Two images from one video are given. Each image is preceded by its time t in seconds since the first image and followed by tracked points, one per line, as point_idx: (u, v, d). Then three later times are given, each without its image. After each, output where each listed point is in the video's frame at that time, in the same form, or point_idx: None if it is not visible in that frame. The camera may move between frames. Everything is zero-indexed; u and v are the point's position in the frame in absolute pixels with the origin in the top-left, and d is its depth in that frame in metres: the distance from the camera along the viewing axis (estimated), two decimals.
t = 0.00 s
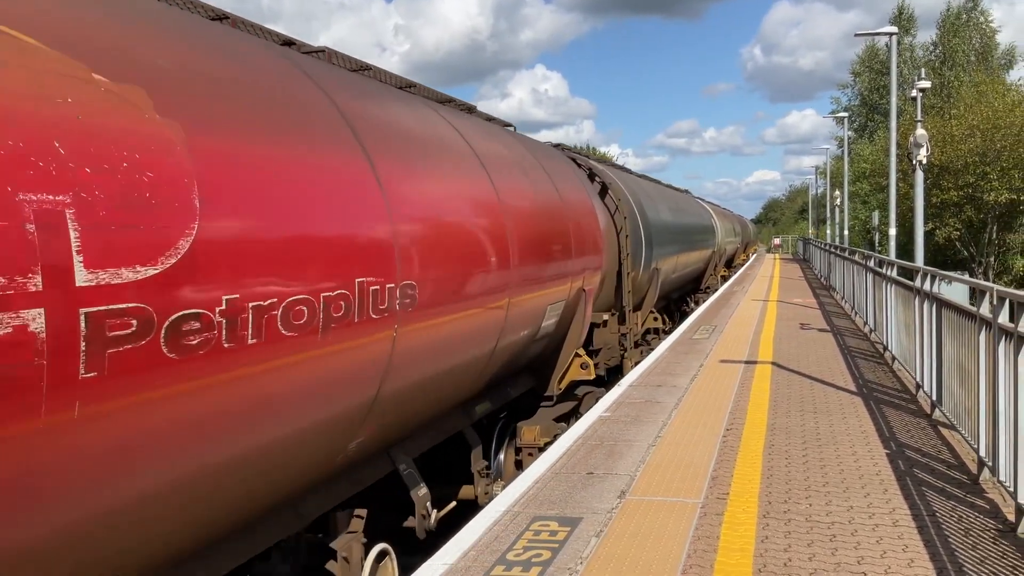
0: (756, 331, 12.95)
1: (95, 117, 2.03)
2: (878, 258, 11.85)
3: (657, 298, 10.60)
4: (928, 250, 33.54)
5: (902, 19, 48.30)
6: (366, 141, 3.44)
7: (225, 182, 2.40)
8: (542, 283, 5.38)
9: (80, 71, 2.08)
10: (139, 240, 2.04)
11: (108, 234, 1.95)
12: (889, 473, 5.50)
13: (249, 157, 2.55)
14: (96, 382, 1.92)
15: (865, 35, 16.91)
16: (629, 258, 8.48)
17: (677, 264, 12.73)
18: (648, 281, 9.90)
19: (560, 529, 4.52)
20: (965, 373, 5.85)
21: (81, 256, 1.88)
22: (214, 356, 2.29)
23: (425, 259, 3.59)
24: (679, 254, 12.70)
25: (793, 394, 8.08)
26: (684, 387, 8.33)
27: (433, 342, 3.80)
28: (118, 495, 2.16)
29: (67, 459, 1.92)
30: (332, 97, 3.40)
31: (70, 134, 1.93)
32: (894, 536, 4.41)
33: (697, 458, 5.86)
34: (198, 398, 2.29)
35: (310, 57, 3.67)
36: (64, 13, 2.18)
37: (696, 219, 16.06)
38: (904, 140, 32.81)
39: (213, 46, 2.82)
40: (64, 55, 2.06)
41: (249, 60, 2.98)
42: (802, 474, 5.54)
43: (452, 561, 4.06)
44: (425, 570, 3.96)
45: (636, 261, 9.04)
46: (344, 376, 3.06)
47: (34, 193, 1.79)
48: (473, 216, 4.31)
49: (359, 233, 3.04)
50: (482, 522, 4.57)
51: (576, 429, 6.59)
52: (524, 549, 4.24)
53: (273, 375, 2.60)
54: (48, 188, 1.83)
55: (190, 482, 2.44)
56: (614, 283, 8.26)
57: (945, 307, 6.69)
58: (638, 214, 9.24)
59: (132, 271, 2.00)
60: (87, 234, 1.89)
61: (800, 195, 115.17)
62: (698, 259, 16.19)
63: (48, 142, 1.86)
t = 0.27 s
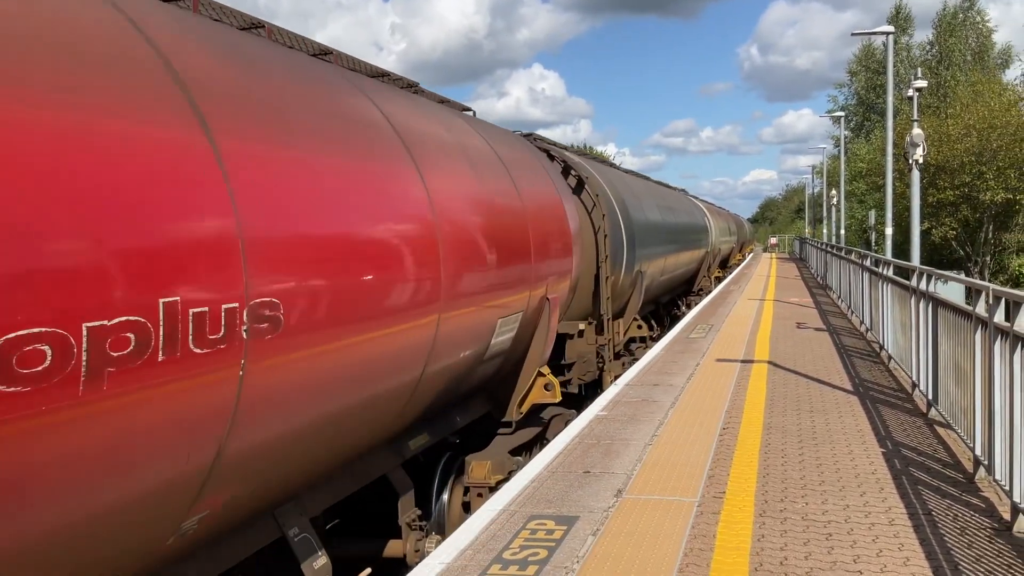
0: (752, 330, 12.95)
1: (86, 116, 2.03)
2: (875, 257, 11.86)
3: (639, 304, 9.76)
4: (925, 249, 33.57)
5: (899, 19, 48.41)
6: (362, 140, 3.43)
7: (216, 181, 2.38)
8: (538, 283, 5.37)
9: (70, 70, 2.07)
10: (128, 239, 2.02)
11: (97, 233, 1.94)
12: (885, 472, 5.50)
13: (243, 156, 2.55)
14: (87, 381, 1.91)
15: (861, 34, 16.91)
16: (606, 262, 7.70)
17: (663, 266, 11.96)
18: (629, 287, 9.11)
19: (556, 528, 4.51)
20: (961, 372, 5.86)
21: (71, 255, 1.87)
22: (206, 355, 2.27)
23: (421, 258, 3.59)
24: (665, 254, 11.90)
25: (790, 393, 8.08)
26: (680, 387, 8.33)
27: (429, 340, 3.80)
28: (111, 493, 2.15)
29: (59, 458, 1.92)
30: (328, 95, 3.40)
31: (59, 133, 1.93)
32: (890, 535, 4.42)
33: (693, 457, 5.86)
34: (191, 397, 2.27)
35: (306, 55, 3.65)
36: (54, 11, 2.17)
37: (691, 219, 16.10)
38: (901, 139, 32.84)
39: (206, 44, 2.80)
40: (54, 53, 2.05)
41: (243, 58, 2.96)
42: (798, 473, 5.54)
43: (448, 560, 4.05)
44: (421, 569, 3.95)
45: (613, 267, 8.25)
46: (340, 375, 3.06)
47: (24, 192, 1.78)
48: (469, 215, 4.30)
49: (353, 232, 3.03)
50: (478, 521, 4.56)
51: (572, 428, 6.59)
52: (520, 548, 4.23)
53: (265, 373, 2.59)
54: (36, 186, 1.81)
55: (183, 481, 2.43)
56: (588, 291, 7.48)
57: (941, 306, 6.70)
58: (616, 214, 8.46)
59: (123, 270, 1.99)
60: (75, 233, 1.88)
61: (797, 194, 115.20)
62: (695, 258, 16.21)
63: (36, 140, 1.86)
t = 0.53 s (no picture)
0: (750, 330, 12.96)
1: (86, 114, 2.02)
2: (872, 257, 11.87)
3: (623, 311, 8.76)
4: (922, 249, 33.62)
5: (897, 19, 48.47)
6: (361, 139, 3.42)
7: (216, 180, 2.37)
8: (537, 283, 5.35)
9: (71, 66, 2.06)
10: (127, 236, 2.00)
11: (98, 230, 1.93)
12: (883, 471, 5.50)
13: (241, 154, 2.54)
14: (87, 379, 1.90)
15: (859, 34, 16.91)
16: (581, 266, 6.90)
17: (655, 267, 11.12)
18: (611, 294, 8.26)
19: (554, 528, 4.50)
20: (958, 371, 5.86)
21: (73, 256, 1.85)
22: (202, 353, 2.26)
23: (418, 257, 3.58)
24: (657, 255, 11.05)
25: (787, 392, 8.08)
26: (677, 386, 8.32)
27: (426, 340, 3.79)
28: (107, 493, 2.14)
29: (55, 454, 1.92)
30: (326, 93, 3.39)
31: (62, 129, 1.92)
32: (888, 534, 4.41)
33: (691, 457, 5.86)
34: (187, 397, 2.26)
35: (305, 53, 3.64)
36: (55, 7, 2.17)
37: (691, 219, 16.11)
38: (898, 138, 32.87)
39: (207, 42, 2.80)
40: (55, 48, 2.04)
41: (243, 57, 2.96)
42: (796, 473, 5.54)
43: (445, 560, 4.04)
44: (418, 569, 3.95)
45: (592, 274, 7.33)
46: (337, 374, 3.05)
47: (27, 190, 1.77)
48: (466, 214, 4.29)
49: (351, 228, 3.01)
50: (476, 520, 4.55)
51: (570, 428, 6.58)
52: (517, 548, 4.22)
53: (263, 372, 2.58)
54: (40, 182, 1.81)
55: (181, 480, 2.42)
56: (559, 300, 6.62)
57: (939, 306, 6.70)
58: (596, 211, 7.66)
59: (123, 268, 1.98)
60: (74, 229, 1.86)
61: (794, 194, 115.20)
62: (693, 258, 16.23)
63: (39, 135, 1.85)
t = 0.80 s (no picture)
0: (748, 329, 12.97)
1: (84, 113, 2.01)
2: (870, 256, 11.88)
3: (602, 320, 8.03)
4: (920, 249, 33.65)
5: (895, 18, 48.51)
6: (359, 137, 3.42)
7: (214, 179, 2.35)
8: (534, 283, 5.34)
9: (72, 65, 2.05)
10: (127, 235, 1.99)
11: (98, 230, 1.92)
12: (881, 471, 5.50)
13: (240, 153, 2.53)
14: (87, 378, 1.88)
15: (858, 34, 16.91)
16: (549, 272, 6.25)
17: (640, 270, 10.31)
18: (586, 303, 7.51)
19: (553, 528, 4.49)
20: (957, 370, 5.86)
21: (75, 254, 1.84)
22: (199, 353, 2.24)
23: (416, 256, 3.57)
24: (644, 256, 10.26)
25: (786, 392, 8.08)
26: (676, 386, 8.31)
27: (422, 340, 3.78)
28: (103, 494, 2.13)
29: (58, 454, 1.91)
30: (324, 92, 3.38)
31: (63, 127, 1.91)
32: (887, 534, 4.41)
33: (689, 456, 5.85)
34: (184, 396, 2.25)
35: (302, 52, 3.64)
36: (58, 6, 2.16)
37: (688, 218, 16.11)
38: (896, 138, 32.89)
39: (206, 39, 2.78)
40: (51, 45, 2.03)
41: (240, 55, 2.95)
42: (794, 472, 5.53)
43: (443, 560, 4.04)
44: (417, 569, 3.94)
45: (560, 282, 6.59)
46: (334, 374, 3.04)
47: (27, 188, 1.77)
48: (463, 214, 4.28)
49: (349, 227, 2.98)
50: (474, 520, 4.54)
51: (568, 427, 6.57)
52: (516, 548, 4.21)
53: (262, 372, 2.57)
54: (41, 180, 1.80)
55: (180, 481, 2.41)
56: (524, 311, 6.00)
57: (937, 305, 6.70)
58: (571, 210, 6.97)
59: (121, 267, 1.96)
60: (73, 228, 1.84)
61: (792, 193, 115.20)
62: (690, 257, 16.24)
63: (35, 133, 1.83)
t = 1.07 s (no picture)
0: (747, 329, 12.97)
1: (79, 116, 2.02)
2: (869, 257, 11.87)
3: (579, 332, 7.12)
4: (919, 249, 33.66)
5: (893, 19, 48.54)
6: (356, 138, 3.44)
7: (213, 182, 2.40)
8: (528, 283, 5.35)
9: (70, 67, 2.09)
10: (117, 235, 2.00)
11: (86, 228, 1.92)
12: (880, 471, 5.50)
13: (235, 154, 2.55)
14: (72, 379, 1.89)
15: (856, 34, 16.91)
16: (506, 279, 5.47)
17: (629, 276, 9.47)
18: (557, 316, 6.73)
19: (551, 528, 4.49)
20: (956, 370, 5.85)
21: (76, 254, 1.89)
22: (194, 355, 2.26)
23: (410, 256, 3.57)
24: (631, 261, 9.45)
25: (785, 392, 8.08)
26: (675, 386, 8.31)
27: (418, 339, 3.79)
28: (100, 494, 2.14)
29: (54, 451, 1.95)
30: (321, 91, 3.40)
31: (60, 128, 1.95)
32: (885, 534, 4.41)
33: (688, 456, 5.85)
34: (183, 393, 2.26)
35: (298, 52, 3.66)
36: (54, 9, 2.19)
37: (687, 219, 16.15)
38: (895, 139, 32.93)
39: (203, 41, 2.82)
40: (48, 48, 2.04)
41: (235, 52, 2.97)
42: (793, 472, 5.53)
43: (442, 560, 4.04)
44: (415, 569, 3.94)
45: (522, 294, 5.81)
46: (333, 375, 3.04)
47: (17, 188, 1.78)
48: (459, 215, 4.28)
49: (344, 228, 3.02)
50: (472, 521, 4.54)
51: (567, 428, 6.57)
52: (514, 548, 4.21)
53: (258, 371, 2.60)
54: (29, 180, 1.82)
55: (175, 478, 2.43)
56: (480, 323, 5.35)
57: (936, 305, 6.71)
58: (532, 204, 6.16)
59: (110, 266, 1.97)
60: (60, 228, 1.86)
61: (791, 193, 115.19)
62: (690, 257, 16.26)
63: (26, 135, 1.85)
